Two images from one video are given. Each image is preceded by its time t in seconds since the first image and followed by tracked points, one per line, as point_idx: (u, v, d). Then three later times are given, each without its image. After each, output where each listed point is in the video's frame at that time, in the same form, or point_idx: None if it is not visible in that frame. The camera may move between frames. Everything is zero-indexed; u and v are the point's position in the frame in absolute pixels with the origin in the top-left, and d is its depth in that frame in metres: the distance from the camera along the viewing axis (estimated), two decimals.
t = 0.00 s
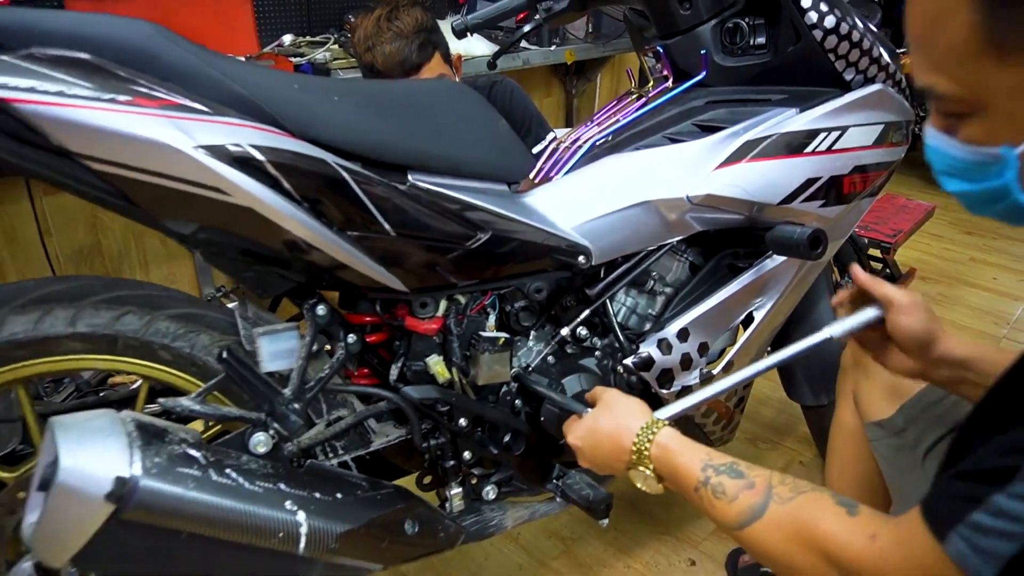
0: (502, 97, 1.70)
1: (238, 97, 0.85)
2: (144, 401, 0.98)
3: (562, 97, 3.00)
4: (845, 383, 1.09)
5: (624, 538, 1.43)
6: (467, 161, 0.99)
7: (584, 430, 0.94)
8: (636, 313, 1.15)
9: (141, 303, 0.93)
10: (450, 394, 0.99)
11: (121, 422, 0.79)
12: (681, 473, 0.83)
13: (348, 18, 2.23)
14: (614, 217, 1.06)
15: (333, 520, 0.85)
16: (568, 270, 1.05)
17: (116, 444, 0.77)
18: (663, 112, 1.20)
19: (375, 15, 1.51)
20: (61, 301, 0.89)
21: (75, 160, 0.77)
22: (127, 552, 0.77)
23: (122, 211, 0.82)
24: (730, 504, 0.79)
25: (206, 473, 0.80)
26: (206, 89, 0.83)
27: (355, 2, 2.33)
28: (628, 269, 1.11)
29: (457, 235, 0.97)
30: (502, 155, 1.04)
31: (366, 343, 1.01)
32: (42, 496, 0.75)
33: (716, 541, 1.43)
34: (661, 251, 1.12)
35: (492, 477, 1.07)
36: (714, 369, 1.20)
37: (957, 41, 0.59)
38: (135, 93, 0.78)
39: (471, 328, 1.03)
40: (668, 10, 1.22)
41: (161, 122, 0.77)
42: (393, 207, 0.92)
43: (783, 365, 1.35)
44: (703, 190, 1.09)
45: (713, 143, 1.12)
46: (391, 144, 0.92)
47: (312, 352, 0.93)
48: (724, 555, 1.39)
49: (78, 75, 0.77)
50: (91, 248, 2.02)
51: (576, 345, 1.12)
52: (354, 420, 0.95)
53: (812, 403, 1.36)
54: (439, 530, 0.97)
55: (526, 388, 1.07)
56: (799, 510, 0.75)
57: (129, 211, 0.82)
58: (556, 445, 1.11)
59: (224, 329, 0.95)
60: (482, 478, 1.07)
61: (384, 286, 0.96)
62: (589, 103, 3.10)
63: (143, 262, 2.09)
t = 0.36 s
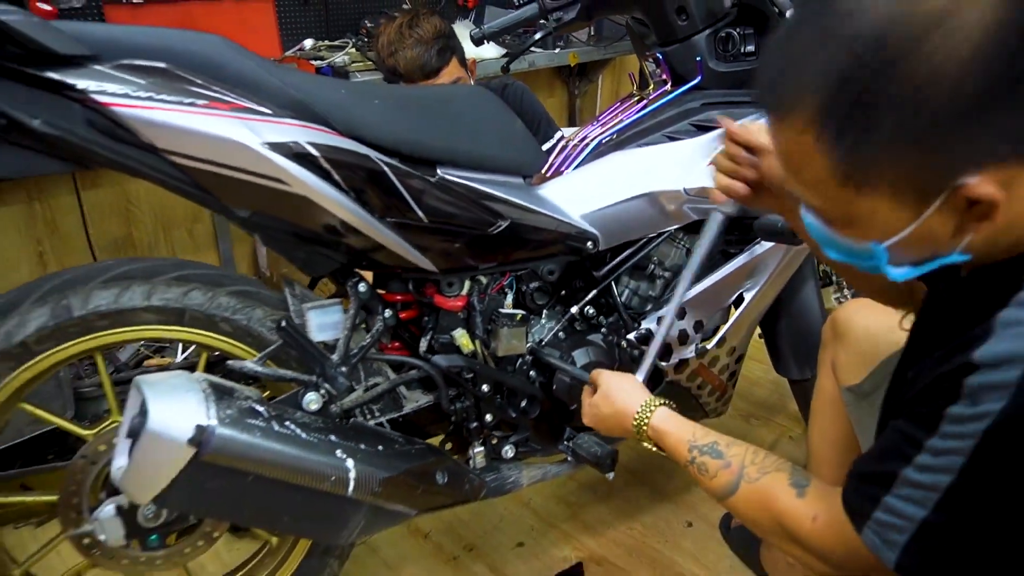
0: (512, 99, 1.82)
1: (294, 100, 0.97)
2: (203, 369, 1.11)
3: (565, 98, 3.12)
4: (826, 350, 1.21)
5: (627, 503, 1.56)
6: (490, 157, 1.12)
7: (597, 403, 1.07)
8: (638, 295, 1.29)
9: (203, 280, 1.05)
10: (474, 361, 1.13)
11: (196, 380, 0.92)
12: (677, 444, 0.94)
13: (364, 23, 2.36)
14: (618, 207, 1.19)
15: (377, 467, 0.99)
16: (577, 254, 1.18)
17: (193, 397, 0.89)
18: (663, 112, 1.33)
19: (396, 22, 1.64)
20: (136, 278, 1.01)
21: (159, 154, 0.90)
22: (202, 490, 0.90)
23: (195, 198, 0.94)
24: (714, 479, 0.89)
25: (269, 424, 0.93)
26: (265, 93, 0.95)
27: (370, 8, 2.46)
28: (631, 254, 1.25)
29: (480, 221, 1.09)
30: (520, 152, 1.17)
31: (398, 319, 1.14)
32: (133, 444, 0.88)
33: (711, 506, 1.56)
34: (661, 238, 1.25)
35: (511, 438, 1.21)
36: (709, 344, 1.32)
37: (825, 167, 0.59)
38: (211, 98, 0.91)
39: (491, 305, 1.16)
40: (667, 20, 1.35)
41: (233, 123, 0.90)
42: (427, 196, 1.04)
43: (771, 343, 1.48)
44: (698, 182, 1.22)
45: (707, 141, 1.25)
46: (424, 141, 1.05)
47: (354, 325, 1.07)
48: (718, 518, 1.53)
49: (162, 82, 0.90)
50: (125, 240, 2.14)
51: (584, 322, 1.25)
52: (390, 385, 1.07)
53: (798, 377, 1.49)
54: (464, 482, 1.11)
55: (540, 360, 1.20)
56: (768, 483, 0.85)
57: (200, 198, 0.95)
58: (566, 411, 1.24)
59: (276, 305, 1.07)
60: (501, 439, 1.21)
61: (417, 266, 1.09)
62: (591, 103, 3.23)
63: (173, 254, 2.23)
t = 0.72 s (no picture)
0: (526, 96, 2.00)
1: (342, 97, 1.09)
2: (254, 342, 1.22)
3: (569, 97, 3.24)
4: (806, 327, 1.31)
5: (635, 474, 1.67)
6: (515, 148, 1.23)
7: (604, 392, 1.30)
8: (646, 278, 1.40)
9: (257, 259, 1.16)
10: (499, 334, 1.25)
11: (257, 347, 1.04)
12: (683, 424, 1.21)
13: (380, 26, 2.48)
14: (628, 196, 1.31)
15: (415, 426, 1.12)
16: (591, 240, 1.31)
17: (256, 360, 1.01)
18: (669, 109, 1.44)
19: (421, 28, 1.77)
20: (198, 258, 1.12)
21: (227, 145, 1.02)
22: (265, 443, 1.02)
23: (255, 184, 1.06)
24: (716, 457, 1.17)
25: (323, 384, 1.05)
26: (318, 90, 1.08)
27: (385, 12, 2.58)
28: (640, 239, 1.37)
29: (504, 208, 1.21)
30: (542, 144, 1.28)
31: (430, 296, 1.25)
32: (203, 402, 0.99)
33: (713, 476, 1.68)
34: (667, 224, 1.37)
35: (531, 406, 1.33)
36: (711, 321, 1.42)
37: (724, 272, 0.74)
38: (272, 96, 1.03)
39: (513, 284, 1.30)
40: (671, 25, 1.48)
41: (292, 117, 1.03)
42: (459, 183, 1.16)
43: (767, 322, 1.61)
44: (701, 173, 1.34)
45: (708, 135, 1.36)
46: (456, 134, 1.17)
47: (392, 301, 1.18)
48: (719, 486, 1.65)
49: (230, 82, 1.02)
50: (154, 232, 2.25)
51: (597, 301, 1.36)
52: (424, 355, 1.18)
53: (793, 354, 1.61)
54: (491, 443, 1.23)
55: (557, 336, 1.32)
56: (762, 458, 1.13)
57: (260, 184, 1.06)
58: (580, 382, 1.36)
59: (321, 282, 1.18)
60: (523, 406, 1.33)
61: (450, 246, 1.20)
62: (593, 103, 3.34)
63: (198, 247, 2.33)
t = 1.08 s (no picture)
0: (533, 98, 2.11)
1: (374, 99, 1.20)
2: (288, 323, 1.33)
3: (570, 98, 3.35)
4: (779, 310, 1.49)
5: (637, 451, 1.79)
6: (529, 146, 1.35)
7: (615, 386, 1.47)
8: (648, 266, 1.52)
9: (292, 246, 1.26)
10: (512, 316, 1.39)
11: (296, 324, 1.16)
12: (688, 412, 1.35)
13: (391, 31, 2.60)
14: (632, 190, 1.42)
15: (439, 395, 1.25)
16: (598, 229, 1.40)
17: (297, 336, 1.13)
18: (668, 110, 1.55)
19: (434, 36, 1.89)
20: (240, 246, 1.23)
21: (272, 141, 1.13)
22: (306, 409, 1.13)
23: (294, 177, 1.17)
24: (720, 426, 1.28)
25: (356, 358, 1.18)
26: (350, 92, 1.19)
27: (394, 17, 2.71)
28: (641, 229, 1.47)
29: (518, 201, 1.32)
30: (553, 142, 1.39)
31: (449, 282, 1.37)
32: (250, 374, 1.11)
33: (710, 453, 1.79)
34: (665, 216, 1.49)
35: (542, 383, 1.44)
36: (708, 305, 1.55)
37: (701, 276, 0.84)
38: (312, 97, 1.15)
39: (526, 270, 1.41)
40: (670, 31, 1.58)
41: (330, 117, 1.14)
42: (478, 178, 1.27)
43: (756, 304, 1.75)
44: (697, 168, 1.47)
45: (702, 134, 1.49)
46: (476, 133, 1.28)
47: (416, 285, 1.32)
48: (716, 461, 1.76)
49: (273, 85, 1.14)
50: (176, 228, 2.36)
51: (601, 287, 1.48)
52: (444, 334, 1.32)
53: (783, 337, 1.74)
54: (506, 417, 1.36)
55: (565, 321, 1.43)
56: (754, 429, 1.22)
57: (298, 176, 1.17)
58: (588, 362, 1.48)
59: (351, 268, 1.28)
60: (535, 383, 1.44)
61: (468, 236, 1.32)
62: (594, 105, 3.45)
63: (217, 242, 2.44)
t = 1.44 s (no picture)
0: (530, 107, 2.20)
1: (384, 111, 1.29)
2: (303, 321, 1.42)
3: (566, 104, 3.45)
4: (770, 307, 1.52)
5: (631, 443, 1.88)
6: (528, 154, 1.44)
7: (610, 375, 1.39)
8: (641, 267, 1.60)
9: (307, 248, 1.34)
10: (512, 313, 1.48)
11: (313, 320, 1.25)
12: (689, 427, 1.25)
13: (393, 41, 2.70)
14: (625, 194, 1.51)
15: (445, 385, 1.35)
16: (593, 231, 1.50)
17: (314, 331, 1.22)
18: (658, 119, 1.65)
19: (436, 49, 1.98)
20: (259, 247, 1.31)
21: (290, 151, 1.23)
22: (323, 397, 1.22)
23: (310, 182, 1.27)
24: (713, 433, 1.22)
25: (368, 351, 1.27)
26: (363, 104, 1.28)
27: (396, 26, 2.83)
28: (634, 231, 1.56)
29: (518, 205, 1.41)
30: (551, 150, 1.48)
31: (453, 281, 1.48)
32: (271, 366, 1.20)
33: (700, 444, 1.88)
34: (656, 219, 1.56)
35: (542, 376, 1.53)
36: (697, 303, 1.64)
37: (737, 160, 0.91)
38: (328, 110, 1.24)
39: (525, 270, 1.50)
40: (660, 44, 1.69)
41: (344, 128, 1.23)
42: (480, 184, 1.36)
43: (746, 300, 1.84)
44: (686, 174, 1.55)
45: (692, 141, 1.58)
46: (479, 142, 1.37)
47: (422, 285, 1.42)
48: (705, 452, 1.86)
49: (291, 99, 1.23)
50: (186, 231, 2.45)
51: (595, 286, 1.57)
52: (449, 330, 1.41)
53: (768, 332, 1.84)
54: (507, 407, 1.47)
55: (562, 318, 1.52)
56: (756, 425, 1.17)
57: (314, 182, 1.27)
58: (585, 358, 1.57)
59: (362, 268, 1.38)
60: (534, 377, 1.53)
61: (471, 237, 1.42)
62: (588, 111, 3.56)
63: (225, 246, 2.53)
